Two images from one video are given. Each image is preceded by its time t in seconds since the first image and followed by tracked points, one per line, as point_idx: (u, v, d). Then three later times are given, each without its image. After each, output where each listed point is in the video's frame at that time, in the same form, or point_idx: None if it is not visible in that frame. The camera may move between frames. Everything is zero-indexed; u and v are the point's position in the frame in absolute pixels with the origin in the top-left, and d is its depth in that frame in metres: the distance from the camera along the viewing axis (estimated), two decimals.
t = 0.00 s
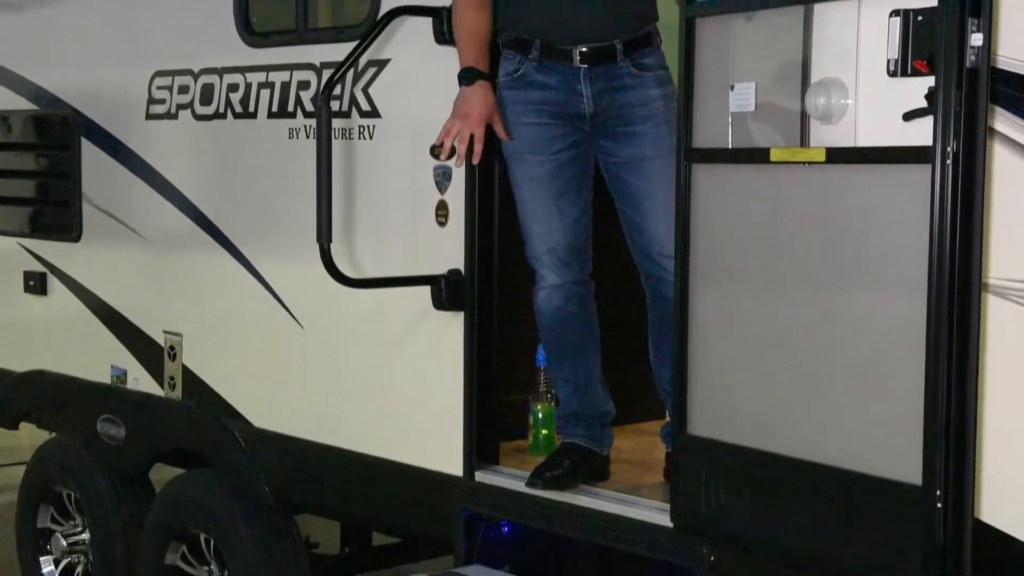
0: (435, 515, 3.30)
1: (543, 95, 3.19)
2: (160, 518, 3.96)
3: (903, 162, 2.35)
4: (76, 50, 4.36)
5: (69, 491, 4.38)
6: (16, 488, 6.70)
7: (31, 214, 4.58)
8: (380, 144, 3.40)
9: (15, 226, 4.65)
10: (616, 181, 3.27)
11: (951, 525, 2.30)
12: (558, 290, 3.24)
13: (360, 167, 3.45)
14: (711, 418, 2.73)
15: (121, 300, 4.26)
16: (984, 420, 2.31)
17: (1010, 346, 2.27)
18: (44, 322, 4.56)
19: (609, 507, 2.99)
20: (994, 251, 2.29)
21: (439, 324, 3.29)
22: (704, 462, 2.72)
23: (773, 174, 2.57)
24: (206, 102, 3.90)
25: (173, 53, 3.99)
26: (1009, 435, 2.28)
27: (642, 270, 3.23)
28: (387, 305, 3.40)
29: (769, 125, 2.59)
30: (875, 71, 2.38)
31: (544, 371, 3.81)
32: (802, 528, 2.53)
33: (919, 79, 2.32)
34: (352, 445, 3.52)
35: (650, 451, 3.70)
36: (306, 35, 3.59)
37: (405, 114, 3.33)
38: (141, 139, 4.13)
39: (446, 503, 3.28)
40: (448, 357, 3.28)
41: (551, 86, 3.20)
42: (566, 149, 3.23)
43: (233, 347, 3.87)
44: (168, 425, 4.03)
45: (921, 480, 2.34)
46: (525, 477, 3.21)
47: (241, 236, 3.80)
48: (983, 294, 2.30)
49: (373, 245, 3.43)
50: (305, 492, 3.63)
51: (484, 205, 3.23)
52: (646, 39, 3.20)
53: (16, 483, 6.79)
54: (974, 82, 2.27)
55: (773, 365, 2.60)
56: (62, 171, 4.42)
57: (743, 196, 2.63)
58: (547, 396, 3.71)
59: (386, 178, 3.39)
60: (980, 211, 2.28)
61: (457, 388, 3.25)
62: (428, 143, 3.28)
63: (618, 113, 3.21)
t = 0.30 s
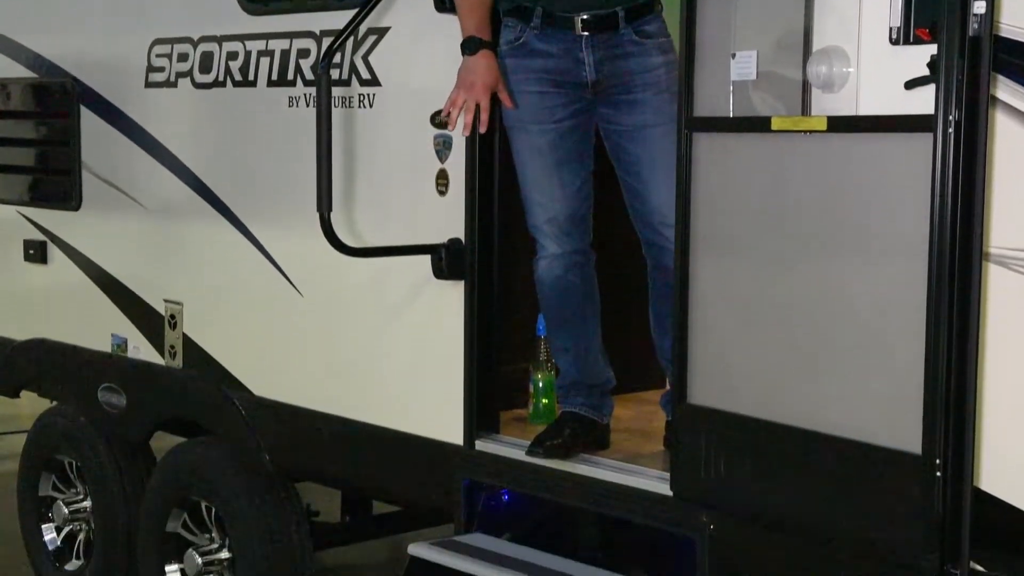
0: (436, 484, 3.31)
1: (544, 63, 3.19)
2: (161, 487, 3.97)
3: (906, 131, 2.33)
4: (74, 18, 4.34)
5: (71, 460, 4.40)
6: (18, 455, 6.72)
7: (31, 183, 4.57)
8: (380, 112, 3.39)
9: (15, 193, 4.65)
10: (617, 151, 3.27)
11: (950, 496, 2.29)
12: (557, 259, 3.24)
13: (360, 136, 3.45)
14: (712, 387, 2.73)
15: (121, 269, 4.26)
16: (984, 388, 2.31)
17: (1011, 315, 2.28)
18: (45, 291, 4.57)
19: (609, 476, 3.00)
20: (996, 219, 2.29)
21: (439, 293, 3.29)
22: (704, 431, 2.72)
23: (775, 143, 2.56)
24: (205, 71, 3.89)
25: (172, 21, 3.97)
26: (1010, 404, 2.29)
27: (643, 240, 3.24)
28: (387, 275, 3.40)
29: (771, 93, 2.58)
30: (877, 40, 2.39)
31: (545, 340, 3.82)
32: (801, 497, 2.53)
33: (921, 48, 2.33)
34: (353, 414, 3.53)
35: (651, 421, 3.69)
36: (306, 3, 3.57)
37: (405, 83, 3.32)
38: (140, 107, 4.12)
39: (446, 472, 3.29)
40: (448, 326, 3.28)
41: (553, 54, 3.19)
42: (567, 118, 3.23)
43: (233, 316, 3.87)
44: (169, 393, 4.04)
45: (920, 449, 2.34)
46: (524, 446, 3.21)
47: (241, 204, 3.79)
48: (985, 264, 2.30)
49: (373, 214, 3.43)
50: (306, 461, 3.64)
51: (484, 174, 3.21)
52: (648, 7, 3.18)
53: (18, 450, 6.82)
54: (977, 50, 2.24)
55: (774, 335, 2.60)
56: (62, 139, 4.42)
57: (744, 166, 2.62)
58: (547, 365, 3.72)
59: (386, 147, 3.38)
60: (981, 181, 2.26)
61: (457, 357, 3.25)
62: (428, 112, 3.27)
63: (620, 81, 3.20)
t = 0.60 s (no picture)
0: (436, 456, 3.32)
1: (546, 34, 3.23)
2: (162, 458, 3.99)
3: (907, 102, 2.33)
4: None
5: (70, 430, 4.42)
6: (18, 426, 6.74)
7: (31, 153, 4.57)
8: (380, 83, 3.38)
9: (14, 164, 4.65)
10: (620, 122, 3.27)
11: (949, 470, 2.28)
12: (559, 230, 3.25)
13: (360, 106, 3.44)
14: (713, 359, 2.73)
15: (120, 240, 4.26)
16: (984, 359, 2.31)
17: (1011, 288, 2.27)
18: (44, 261, 4.57)
19: (609, 447, 3.01)
20: (997, 190, 2.27)
21: (439, 264, 3.28)
22: (704, 403, 2.73)
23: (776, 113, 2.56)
24: (205, 41, 3.87)
25: None
26: (1010, 375, 2.28)
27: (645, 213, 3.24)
28: (387, 246, 3.40)
29: (773, 64, 2.58)
30: (878, 10, 2.38)
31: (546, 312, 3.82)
32: (801, 469, 2.54)
33: (924, 17, 2.31)
34: (353, 386, 3.53)
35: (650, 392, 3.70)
36: None
37: (405, 53, 3.30)
38: (139, 78, 4.11)
39: (446, 443, 3.29)
40: (447, 298, 3.28)
41: (554, 25, 3.23)
42: (568, 89, 3.25)
43: (233, 288, 3.87)
44: (168, 364, 4.04)
45: (920, 422, 2.34)
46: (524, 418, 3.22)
47: (240, 176, 3.79)
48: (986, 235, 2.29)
49: (373, 185, 3.42)
50: (307, 432, 3.65)
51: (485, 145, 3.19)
52: None
53: (19, 421, 6.84)
54: (979, 20, 2.21)
55: (774, 306, 2.60)
56: (61, 109, 4.41)
57: (745, 137, 2.62)
58: (547, 338, 3.72)
59: (386, 118, 3.37)
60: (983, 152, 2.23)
61: (457, 328, 3.25)
62: (428, 82, 3.26)
63: (622, 51, 3.21)
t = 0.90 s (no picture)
0: (435, 426, 3.32)
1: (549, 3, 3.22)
2: (162, 428, 4.00)
3: (909, 72, 2.32)
4: None
5: (71, 399, 4.43)
6: (19, 395, 6.76)
7: (30, 123, 4.55)
8: (380, 53, 3.36)
9: (14, 133, 4.63)
10: (622, 91, 3.28)
11: (948, 438, 2.30)
12: (560, 200, 3.26)
13: (360, 76, 3.42)
14: (713, 328, 2.73)
15: (119, 210, 4.25)
16: (984, 331, 2.30)
17: (1012, 261, 2.26)
18: (44, 231, 4.57)
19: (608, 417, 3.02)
20: (998, 160, 2.27)
21: (440, 235, 3.27)
22: (704, 373, 2.73)
23: (777, 83, 2.55)
24: (204, 10, 3.86)
25: None
26: (1010, 345, 2.28)
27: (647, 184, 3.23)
28: (387, 216, 3.40)
29: (774, 34, 2.56)
30: None
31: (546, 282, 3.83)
32: (800, 439, 2.55)
33: None
34: (353, 357, 3.53)
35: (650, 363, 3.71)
36: None
37: (404, 23, 3.28)
38: (139, 47, 4.09)
39: (446, 414, 3.30)
40: (448, 269, 3.27)
41: None
42: (570, 59, 3.26)
43: (234, 258, 3.87)
44: (168, 334, 4.05)
45: (920, 390, 2.34)
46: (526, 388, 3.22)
47: (241, 146, 3.78)
48: (987, 205, 2.28)
49: (373, 156, 3.41)
50: (307, 402, 3.66)
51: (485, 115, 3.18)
52: None
53: (19, 391, 6.85)
54: None
55: (774, 275, 2.60)
56: (60, 77, 4.39)
57: (746, 106, 2.61)
58: (547, 308, 3.72)
59: (386, 88, 3.35)
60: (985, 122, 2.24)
61: (457, 299, 3.24)
62: (427, 51, 3.23)
63: (624, 20, 3.22)
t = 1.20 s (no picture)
0: (436, 398, 3.33)
1: None
2: (162, 399, 4.00)
3: (909, 45, 2.32)
4: None
5: (72, 371, 4.44)
6: (19, 367, 6.76)
7: (29, 96, 4.54)
8: (380, 25, 3.35)
9: (12, 105, 4.61)
10: (620, 62, 3.27)
11: (948, 411, 2.30)
12: (559, 172, 3.25)
13: (359, 48, 3.41)
14: (713, 300, 2.72)
15: (118, 181, 4.25)
16: (985, 305, 2.30)
17: (1014, 234, 2.25)
18: (43, 204, 4.56)
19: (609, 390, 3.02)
20: (1000, 131, 2.25)
21: (440, 207, 3.27)
22: (704, 346, 2.74)
23: (777, 55, 2.55)
24: None
25: None
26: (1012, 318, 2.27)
27: (647, 158, 3.22)
28: (387, 188, 3.39)
29: (774, 6, 2.55)
30: None
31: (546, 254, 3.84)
32: (798, 411, 2.55)
33: None
34: (353, 330, 3.53)
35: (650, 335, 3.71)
36: None
37: None
38: (138, 19, 4.08)
39: (446, 386, 3.30)
40: (447, 241, 3.26)
41: None
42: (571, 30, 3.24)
43: (233, 231, 3.87)
44: (168, 307, 4.05)
45: (920, 363, 2.34)
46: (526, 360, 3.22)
47: (240, 118, 3.77)
48: (987, 177, 2.27)
49: (372, 128, 3.41)
50: (307, 374, 3.67)
51: (486, 88, 3.17)
52: None
53: (19, 363, 6.85)
54: None
55: (774, 247, 2.60)
56: (60, 50, 4.38)
57: (746, 80, 2.61)
58: (547, 279, 3.72)
59: (386, 60, 3.35)
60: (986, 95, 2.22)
61: (457, 272, 3.24)
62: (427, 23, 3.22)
63: None
